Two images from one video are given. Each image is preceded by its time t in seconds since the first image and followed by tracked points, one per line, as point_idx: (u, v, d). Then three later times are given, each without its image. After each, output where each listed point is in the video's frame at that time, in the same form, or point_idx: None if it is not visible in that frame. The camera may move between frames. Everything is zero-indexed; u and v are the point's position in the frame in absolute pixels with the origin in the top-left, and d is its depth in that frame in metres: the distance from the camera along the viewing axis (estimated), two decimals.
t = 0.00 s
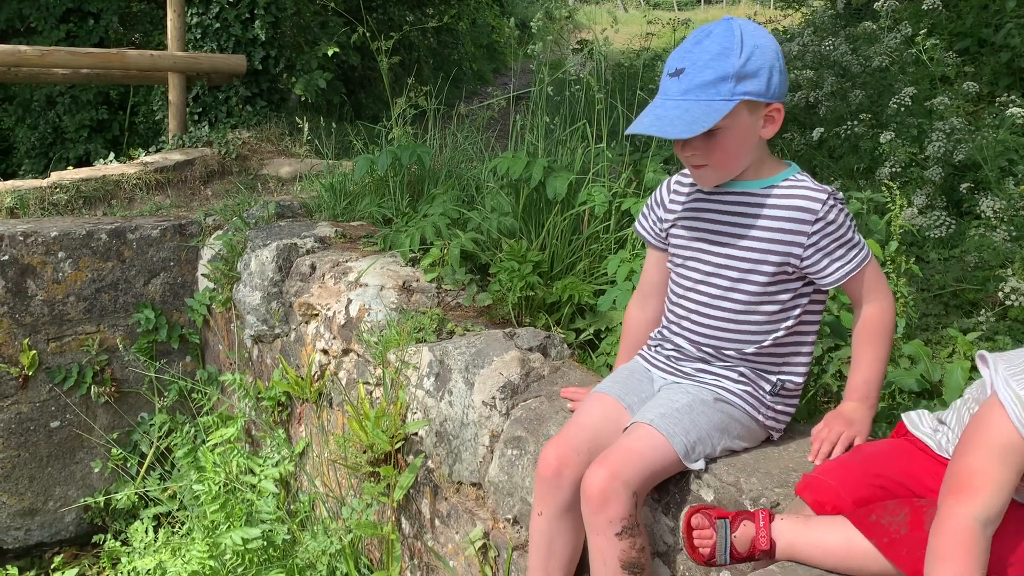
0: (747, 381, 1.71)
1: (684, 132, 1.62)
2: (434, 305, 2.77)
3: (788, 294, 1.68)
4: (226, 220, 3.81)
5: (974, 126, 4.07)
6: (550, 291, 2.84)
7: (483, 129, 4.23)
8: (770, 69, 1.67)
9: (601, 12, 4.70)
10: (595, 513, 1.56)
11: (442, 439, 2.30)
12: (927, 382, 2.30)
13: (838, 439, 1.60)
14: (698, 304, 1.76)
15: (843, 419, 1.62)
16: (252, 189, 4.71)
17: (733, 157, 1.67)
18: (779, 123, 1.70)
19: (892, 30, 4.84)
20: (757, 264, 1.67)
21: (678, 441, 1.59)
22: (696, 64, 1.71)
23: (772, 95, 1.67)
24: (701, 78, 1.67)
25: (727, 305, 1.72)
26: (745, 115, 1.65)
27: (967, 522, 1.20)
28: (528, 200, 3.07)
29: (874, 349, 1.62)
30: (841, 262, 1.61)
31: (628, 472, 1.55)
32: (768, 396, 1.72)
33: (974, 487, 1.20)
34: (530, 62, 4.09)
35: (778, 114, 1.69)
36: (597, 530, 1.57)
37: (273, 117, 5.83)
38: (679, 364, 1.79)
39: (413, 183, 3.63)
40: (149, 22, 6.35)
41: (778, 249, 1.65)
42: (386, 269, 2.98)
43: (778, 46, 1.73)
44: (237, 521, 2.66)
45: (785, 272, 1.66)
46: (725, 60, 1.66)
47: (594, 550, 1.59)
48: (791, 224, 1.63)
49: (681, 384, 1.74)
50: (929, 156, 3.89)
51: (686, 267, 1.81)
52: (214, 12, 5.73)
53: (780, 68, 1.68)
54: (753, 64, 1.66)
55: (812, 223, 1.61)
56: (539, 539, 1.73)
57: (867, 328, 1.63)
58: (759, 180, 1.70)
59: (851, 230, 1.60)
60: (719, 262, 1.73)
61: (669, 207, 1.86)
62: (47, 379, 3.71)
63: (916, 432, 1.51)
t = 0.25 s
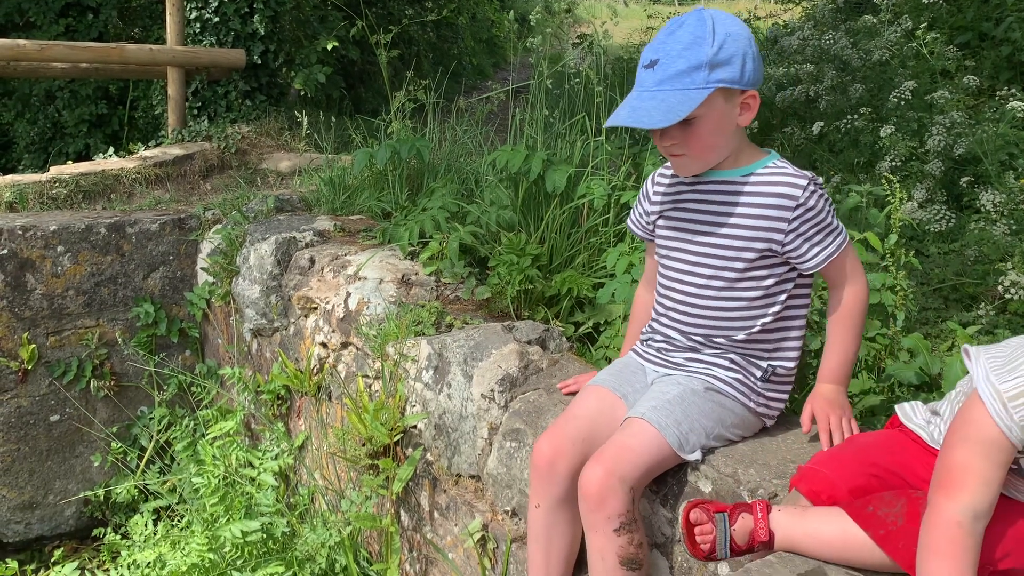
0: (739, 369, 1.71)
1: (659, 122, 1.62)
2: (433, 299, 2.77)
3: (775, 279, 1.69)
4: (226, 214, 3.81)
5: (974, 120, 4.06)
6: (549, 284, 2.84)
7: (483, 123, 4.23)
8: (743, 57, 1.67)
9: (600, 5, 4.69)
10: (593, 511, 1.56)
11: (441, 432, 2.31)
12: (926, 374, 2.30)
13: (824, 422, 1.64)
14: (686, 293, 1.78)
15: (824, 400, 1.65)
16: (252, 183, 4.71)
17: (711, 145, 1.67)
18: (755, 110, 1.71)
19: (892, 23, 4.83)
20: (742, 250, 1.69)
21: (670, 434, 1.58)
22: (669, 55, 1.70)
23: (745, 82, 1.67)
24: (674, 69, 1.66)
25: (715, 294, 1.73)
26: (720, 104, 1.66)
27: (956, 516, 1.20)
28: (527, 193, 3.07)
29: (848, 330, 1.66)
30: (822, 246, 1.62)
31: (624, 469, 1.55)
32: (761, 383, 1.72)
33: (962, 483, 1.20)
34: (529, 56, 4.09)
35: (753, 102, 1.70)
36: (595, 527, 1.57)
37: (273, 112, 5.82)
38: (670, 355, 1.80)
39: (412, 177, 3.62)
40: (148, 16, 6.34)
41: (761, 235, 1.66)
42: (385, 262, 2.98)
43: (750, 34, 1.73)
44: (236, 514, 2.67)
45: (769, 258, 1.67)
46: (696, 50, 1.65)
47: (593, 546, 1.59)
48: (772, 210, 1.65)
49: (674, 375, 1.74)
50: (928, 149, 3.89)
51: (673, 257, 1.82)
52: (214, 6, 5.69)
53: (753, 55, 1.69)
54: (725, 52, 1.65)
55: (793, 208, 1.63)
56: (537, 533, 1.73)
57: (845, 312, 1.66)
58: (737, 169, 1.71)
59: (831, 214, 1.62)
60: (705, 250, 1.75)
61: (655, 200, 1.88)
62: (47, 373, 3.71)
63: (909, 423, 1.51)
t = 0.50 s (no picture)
0: (738, 368, 1.72)
1: (646, 123, 1.62)
2: (436, 299, 2.78)
3: (767, 280, 1.69)
4: (229, 214, 3.82)
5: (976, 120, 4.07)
6: (552, 284, 2.84)
7: (486, 122, 4.23)
8: (728, 57, 1.67)
9: (603, 5, 4.69)
10: (601, 516, 1.57)
11: (445, 432, 2.31)
12: (929, 375, 2.30)
13: (787, 429, 1.58)
14: (679, 295, 1.79)
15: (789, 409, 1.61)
16: (255, 182, 4.71)
17: (699, 145, 1.67)
18: (743, 110, 1.71)
19: (895, 23, 4.83)
20: (733, 252, 1.70)
21: (673, 436, 1.59)
22: (655, 57, 1.71)
23: (731, 82, 1.67)
24: (660, 71, 1.67)
25: (708, 296, 1.74)
26: (706, 104, 1.66)
27: (963, 521, 1.21)
28: (530, 193, 3.07)
29: (826, 343, 1.64)
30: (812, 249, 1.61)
31: (632, 474, 1.55)
32: (761, 381, 1.73)
33: (968, 488, 1.20)
34: (532, 55, 4.09)
35: (741, 101, 1.70)
36: (603, 531, 1.58)
37: (275, 111, 5.83)
38: (670, 356, 1.81)
39: (416, 177, 3.63)
40: (150, 15, 6.35)
41: (751, 236, 1.67)
42: (389, 262, 2.99)
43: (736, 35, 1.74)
44: (240, 514, 2.67)
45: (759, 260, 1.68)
46: (681, 52, 1.66)
47: (600, 550, 1.60)
48: (761, 212, 1.66)
49: (675, 376, 1.75)
50: (931, 149, 3.89)
51: (666, 260, 1.83)
52: (217, 5, 5.69)
53: (739, 56, 1.69)
54: (710, 53, 1.66)
55: (780, 211, 1.63)
56: (541, 534, 1.74)
57: (823, 324, 1.65)
58: (726, 169, 1.72)
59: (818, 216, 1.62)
60: (696, 253, 1.76)
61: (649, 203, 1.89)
62: (51, 372, 3.72)
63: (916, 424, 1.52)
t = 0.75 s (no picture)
0: (744, 372, 1.72)
1: (646, 130, 1.62)
2: (442, 302, 2.78)
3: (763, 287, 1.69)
4: (234, 216, 3.83)
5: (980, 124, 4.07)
6: (557, 287, 2.85)
7: (490, 125, 4.24)
8: (728, 65, 1.67)
9: (607, 8, 4.70)
10: (607, 520, 1.57)
11: (451, 436, 2.31)
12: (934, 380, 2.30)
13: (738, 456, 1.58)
14: (677, 304, 1.80)
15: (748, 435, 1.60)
16: (259, 184, 4.72)
17: (698, 152, 1.67)
18: (741, 118, 1.71)
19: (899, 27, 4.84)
20: (728, 262, 1.71)
21: (680, 440, 1.59)
22: (656, 64, 1.71)
23: (731, 90, 1.67)
24: (661, 77, 1.67)
25: (705, 305, 1.75)
26: (706, 111, 1.66)
27: (970, 529, 1.21)
28: (535, 197, 3.08)
29: (789, 373, 1.60)
30: (802, 259, 1.60)
31: (637, 479, 1.55)
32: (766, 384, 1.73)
33: (973, 493, 1.21)
34: (537, 58, 4.10)
35: (740, 108, 1.70)
36: (608, 535, 1.58)
37: (279, 113, 5.84)
38: (675, 360, 1.81)
39: (420, 180, 3.64)
40: (155, 17, 6.37)
41: (744, 246, 1.68)
42: (394, 265, 2.99)
43: (735, 42, 1.74)
44: (245, 516, 2.68)
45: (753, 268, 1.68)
46: (682, 59, 1.66)
47: (605, 554, 1.59)
48: (754, 221, 1.66)
49: (681, 381, 1.75)
50: (934, 154, 3.90)
51: (663, 270, 1.84)
52: (222, 8, 5.73)
53: (739, 63, 1.69)
54: (711, 60, 1.66)
55: (772, 220, 1.64)
56: (546, 538, 1.74)
57: (789, 354, 1.61)
58: (724, 178, 1.72)
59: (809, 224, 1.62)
60: (693, 262, 1.76)
61: (646, 212, 1.89)
62: (56, 373, 3.73)
63: (932, 427, 1.50)
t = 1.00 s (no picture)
0: (746, 374, 1.72)
1: (639, 142, 1.62)
2: (444, 307, 2.79)
3: (759, 291, 1.70)
4: (237, 220, 3.84)
5: (981, 129, 4.08)
6: (559, 292, 2.86)
7: (493, 130, 4.25)
8: (718, 73, 1.67)
9: (609, 13, 4.72)
10: (609, 525, 1.57)
11: (453, 440, 2.32)
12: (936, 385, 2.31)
13: (732, 462, 1.57)
14: (675, 310, 1.81)
15: (744, 442, 1.59)
16: (262, 188, 4.73)
17: (690, 161, 1.68)
18: (733, 124, 1.71)
19: (900, 33, 4.86)
20: (723, 269, 1.71)
21: (680, 444, 1.59)
22: (647, 75, 1.71)
23: (722, 98, 1.67)
24: (652, 88, 1.67)
25: (703, 311, 1.75)
26: (697, 120, 1.66)
27: (972, 533, 1.22)
28: (538, 201, 3.09)
29: (788, 381, 1.59)
30: (795, 265, 1.61)
31: (639, 484, 1.55)
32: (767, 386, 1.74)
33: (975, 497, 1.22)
34: (539, 63, 4.11)
35: (731, 115, 1.70)
36: (611, 540, 1.58)
37: (282, 118, 5.85)
38: (677, 365, 1.81)
39: (423, 184, 3.65)
40: (158, 21, 6.38)
41: (738, 252, 1.68)
42: (397, 269, 3.00)
43: (725, 49, 1.74)
44: (248, 520, 2.69)
45: (748, 274, 1.69)
46: (672, 69, 1.66)
47: (609, 559, 1.60)
48: (747, 227, 1.67)
49: (682, 385, 1.76)
50: (935, 159, 3.90)
51: (659, 276, 1.85)
52: (224, 12, 5.77)
53: (729, 71, 1.69)
54: (701, 70, 1.66)
55: (765, 226, 1.64)
56: (550, 543, 1.74)
57: (788, 361, 1.60)
58: (717, 185, 1.73)
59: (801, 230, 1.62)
60: (689, 269, 1.77)
61: (641, 218, 1.89)
62: (59, 377, 3.73)
63: (933, 433, 1.52)
